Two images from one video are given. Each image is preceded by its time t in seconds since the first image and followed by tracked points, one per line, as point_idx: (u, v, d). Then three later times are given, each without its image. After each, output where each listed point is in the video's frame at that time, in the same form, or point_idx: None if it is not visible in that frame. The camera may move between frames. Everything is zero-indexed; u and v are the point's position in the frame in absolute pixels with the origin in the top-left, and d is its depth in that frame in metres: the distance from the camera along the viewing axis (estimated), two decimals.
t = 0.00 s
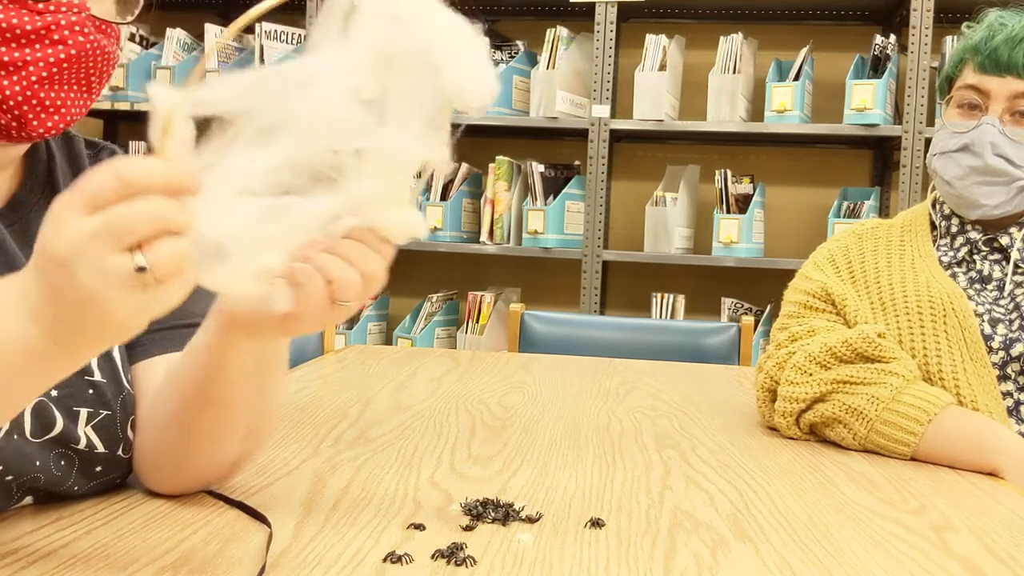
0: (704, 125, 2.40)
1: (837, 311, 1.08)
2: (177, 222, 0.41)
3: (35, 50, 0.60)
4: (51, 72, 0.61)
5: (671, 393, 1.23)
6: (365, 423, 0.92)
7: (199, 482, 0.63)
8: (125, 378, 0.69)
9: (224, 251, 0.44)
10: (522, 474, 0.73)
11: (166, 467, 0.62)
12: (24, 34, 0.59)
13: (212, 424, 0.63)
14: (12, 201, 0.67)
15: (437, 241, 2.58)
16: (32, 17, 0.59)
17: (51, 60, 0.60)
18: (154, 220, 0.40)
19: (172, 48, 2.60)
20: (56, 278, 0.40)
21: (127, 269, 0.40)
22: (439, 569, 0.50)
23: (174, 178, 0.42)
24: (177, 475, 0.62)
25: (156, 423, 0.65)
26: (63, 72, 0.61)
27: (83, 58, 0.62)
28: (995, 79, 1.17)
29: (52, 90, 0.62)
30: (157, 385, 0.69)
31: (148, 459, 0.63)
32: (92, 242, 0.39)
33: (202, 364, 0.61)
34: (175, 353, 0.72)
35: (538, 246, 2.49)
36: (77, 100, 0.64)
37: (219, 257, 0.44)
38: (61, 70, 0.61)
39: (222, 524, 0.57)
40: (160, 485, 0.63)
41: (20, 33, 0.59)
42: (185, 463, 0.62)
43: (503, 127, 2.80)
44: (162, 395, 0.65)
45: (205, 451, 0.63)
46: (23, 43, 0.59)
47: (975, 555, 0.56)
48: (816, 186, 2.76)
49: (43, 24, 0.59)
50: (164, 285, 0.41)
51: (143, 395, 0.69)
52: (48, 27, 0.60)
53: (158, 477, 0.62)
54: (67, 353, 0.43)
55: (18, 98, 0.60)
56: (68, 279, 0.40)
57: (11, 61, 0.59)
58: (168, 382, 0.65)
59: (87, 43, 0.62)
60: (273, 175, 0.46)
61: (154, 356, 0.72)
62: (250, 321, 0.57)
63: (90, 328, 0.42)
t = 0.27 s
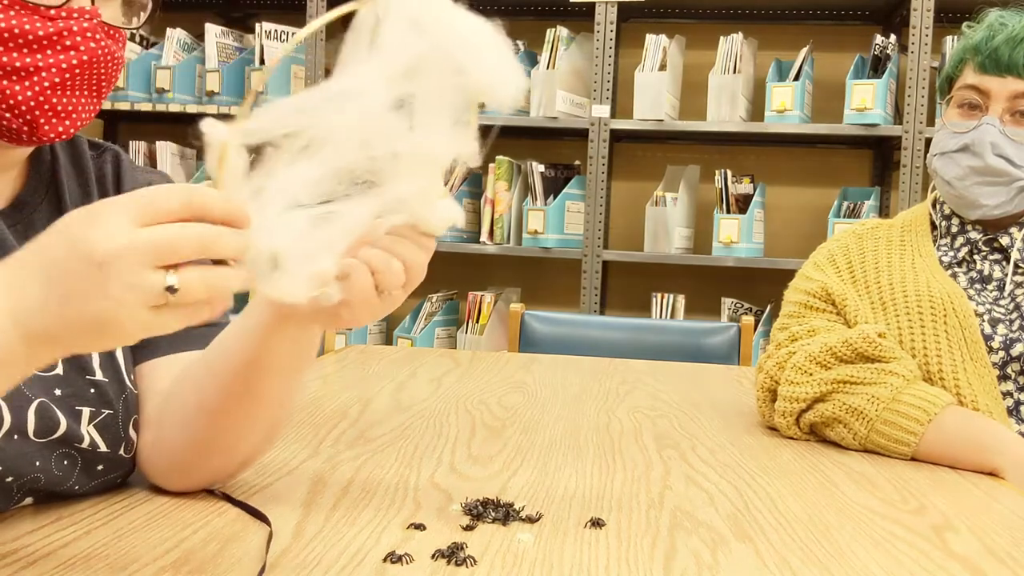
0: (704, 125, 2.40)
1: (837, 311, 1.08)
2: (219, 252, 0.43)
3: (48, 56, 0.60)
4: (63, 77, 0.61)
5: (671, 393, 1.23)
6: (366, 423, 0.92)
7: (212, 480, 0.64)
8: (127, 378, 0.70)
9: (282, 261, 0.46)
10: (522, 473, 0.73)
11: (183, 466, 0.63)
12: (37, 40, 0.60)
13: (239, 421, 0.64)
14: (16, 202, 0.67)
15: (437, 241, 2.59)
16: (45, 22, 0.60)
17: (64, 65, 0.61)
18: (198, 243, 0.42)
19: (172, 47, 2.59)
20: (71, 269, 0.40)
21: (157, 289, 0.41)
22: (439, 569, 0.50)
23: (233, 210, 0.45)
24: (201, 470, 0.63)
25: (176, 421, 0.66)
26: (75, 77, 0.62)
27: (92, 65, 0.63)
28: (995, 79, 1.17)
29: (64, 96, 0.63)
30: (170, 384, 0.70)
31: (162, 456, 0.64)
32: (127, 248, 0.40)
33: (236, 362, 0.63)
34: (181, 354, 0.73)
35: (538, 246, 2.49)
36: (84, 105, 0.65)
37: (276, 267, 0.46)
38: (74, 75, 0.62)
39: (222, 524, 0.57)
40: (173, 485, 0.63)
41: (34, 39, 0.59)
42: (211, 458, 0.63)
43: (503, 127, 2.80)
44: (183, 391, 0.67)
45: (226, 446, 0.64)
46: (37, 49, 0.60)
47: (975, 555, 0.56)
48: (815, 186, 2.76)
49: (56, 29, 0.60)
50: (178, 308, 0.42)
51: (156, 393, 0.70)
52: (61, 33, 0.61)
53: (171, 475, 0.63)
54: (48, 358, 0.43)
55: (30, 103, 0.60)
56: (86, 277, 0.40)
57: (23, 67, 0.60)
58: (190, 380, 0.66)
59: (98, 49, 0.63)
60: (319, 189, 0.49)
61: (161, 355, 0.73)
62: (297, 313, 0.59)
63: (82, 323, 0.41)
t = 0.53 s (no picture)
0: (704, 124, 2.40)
1: (837, 311, 1.08)
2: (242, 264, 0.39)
3: (51, 59, 0.63)
4: (65, 79, 0.65)
5: (671, 393, 1.23)
6: (365, 422, 0.92)
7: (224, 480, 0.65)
8: (128, 378, 0.69)
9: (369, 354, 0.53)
10: (521, 473, 0.73)
11: (198, 465, 0.63)
12: (42, 43, 0.62)
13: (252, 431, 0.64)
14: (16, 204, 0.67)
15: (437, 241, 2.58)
16: (48, 25, 0.62)
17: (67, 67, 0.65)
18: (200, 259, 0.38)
19: (172, 47, 2.59)
20: (61, 213, 0.30)
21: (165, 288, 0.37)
22: (438, 569, 0.50)
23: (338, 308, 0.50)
24: (216, 472, 0.63)
25: (194, 421, 0.66)
26: (75, 78, 0.66)
27: (90, 67, 0.67)
28: (995, 79, 1.17)
29: (64, 98, 0.66)
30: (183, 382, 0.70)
31: (173, 456, 0.64)
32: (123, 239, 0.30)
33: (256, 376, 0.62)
34: (186, 355, 0.73)
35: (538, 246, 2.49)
36: (80, 103, 0.69)
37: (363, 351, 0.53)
38: (75, 78, 0.66)
39: (222, 524, 0.57)
40: (184, 486, 0.64)
41: (38, 42, 0.62)
42: (224, 463, 0.64)
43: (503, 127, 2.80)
44: (200, 394, 0.67)
45: (242, 448, 0.64)
46: (40, 52, 0.62)
47: (975, 555, 0.56)
48: (815, 186, 2.76)
49: (59, 33, 0.63)
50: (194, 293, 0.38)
51: (166, 392, 0.71)
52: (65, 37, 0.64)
53: (183, 476, 0.63)
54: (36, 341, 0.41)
55: (33, 105, 0.64)
56: (88, 237, 0.31)
57: (26, 69, 0.63)
58: (214, 383, 0.67)
59: (100, 52, 0.68)
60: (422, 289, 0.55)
61: (165, 357, 0.72)
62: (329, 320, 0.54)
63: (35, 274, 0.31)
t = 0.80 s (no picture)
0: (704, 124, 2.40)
1: (837, 311, 1.08)
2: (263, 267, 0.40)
3: (61, 59, 0.61)
4: (76, 79, 0.64)
5: (671, 393, 1.23)
6: (365, 423, 0.92)
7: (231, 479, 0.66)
8: (133, 381, 0.70)
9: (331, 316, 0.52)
10: (522, 473, 0.73)
11: (212, 463, 0.64)
12: (50, 43, 0.60)
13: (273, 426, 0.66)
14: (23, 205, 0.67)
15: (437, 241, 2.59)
16: (57, 25, 0.60)
17: (77, 68, 0.63)
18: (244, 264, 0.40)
19: (172, 47, 2.60)
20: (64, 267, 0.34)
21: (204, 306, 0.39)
22: (438, 569, 0.50)
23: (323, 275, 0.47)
24: (229, 470, 0.65)
25: (205, 420, 0.67)
26: (85, 79, 0.65)
27: (101, 67, 0.66)
28: (995, 79, 1.18)
29: (76, 98, 0.64)
30: (190, 381, 0.71)
31: (184, 453, 0.65)
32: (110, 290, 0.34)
33: (278, 370, 0.64)
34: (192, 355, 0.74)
35: (538, 246, 2.49)
36: (92, 105, 0.67)
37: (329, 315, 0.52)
38: (84, 78, 0.65)
39: (222, 524, 0.57)
40: (195, 484, 0.65)
41: (47, 42, 0.60)
42: (244, 454, 0.65)
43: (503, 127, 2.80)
44: (214, 387, 0.68)
45: (253, 448, 0.66)
46: (50, 52, 0.60)
47: (975, 555, 0.56)
48: (815, 186, 2.76)
49: (69, 33, 0.61)
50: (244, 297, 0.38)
51: (173, 390, 0.71)
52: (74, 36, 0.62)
53: (194, 473, 0.64)
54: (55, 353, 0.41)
55: (44, 106, 0.60)
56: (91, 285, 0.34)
57: (37, 70, 0.60)
58: (226, 382, 0.68)
59: (109, 52, 0.66)
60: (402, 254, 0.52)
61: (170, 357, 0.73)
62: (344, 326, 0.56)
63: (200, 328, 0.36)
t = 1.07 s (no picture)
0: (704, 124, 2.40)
1: (837, 311, 1.08)
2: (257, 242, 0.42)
3: (67, 67, 0.60)
4: (83, 87, 0.62)
5: (671, 393, 1.23)
6: (366, 423, 0.92)
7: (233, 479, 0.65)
8: (134, 384, 0.70)
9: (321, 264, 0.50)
10: (522, 474, 0.73)
11: (213, 463, 0.64)
12: (55, 51, 0.58)
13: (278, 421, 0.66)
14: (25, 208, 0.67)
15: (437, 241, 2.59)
16: (64, 33, 0.59)
17: (84, 75, 0.61)
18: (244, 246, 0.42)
19: (172, 47, 2.60)
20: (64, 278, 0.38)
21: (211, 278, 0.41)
22: (438, 569, 0.50)
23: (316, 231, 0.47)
24: (229, 470, 0.64)
25: (208, 420, 0.67)
26: (93, 86, 0.63)
27: (111, 74, 0.63)
28: (995, 79, 1.18)
29: (82, 106, 0.62)
30: (191, 380, 0.71)
31: (186, 453, 0.65)
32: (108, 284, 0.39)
33: (281, 366, 0.65)
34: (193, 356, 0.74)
35: (538, 246, 2.49)
36: (99, 111, 0.65)
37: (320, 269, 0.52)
38: (91, 86, 0.63)
39: (222, 524, 0.57)
40: (196, 484, 0.64)
41: (54, 50, 0.58)
42: (249, 450, 0.65)
43: (503, 127, 2.80)
44: (216, 385, 0.68)
45: (253, 447, 0.66)
46: (56, 60, 0.59)
47: (976, 555, 0.56)
48: (816, 186, 2.76)
49: (75, 40, 0.60)
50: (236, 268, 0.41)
51: (176, 391, 0.71)
52: (80, 44, 0.61)
53: (194, 474, 0.63)
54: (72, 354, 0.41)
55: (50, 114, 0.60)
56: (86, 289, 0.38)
57: (43, 78, 0.59)
58: (228, 380, 0.68)
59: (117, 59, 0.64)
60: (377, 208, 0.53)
61: (171, 359, 0.74)
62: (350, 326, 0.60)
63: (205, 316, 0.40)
